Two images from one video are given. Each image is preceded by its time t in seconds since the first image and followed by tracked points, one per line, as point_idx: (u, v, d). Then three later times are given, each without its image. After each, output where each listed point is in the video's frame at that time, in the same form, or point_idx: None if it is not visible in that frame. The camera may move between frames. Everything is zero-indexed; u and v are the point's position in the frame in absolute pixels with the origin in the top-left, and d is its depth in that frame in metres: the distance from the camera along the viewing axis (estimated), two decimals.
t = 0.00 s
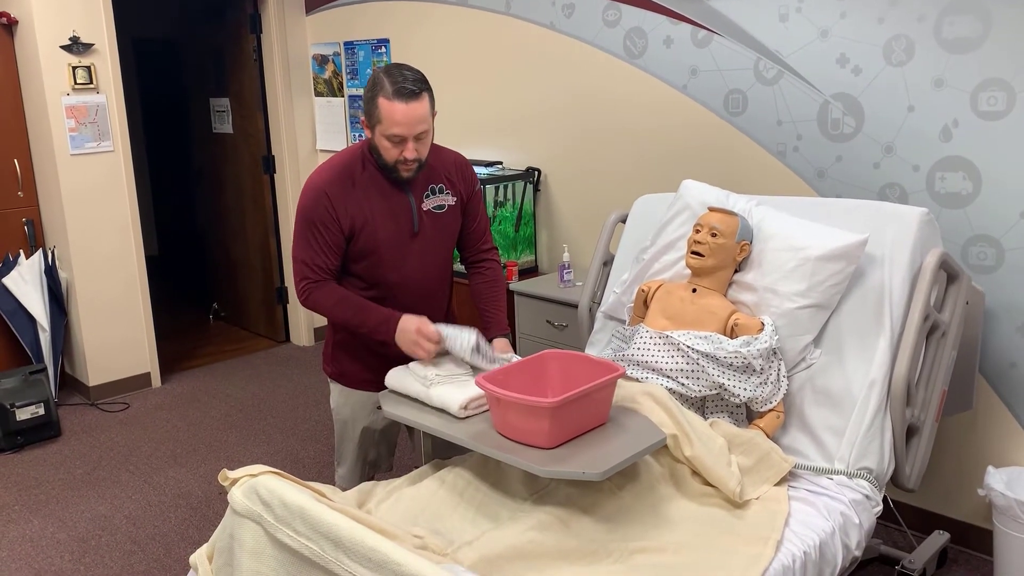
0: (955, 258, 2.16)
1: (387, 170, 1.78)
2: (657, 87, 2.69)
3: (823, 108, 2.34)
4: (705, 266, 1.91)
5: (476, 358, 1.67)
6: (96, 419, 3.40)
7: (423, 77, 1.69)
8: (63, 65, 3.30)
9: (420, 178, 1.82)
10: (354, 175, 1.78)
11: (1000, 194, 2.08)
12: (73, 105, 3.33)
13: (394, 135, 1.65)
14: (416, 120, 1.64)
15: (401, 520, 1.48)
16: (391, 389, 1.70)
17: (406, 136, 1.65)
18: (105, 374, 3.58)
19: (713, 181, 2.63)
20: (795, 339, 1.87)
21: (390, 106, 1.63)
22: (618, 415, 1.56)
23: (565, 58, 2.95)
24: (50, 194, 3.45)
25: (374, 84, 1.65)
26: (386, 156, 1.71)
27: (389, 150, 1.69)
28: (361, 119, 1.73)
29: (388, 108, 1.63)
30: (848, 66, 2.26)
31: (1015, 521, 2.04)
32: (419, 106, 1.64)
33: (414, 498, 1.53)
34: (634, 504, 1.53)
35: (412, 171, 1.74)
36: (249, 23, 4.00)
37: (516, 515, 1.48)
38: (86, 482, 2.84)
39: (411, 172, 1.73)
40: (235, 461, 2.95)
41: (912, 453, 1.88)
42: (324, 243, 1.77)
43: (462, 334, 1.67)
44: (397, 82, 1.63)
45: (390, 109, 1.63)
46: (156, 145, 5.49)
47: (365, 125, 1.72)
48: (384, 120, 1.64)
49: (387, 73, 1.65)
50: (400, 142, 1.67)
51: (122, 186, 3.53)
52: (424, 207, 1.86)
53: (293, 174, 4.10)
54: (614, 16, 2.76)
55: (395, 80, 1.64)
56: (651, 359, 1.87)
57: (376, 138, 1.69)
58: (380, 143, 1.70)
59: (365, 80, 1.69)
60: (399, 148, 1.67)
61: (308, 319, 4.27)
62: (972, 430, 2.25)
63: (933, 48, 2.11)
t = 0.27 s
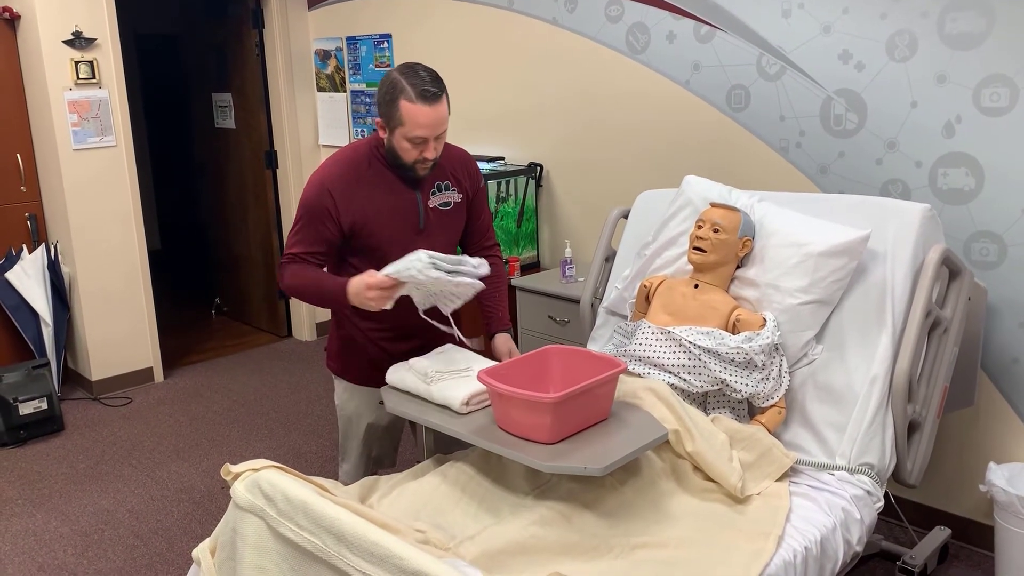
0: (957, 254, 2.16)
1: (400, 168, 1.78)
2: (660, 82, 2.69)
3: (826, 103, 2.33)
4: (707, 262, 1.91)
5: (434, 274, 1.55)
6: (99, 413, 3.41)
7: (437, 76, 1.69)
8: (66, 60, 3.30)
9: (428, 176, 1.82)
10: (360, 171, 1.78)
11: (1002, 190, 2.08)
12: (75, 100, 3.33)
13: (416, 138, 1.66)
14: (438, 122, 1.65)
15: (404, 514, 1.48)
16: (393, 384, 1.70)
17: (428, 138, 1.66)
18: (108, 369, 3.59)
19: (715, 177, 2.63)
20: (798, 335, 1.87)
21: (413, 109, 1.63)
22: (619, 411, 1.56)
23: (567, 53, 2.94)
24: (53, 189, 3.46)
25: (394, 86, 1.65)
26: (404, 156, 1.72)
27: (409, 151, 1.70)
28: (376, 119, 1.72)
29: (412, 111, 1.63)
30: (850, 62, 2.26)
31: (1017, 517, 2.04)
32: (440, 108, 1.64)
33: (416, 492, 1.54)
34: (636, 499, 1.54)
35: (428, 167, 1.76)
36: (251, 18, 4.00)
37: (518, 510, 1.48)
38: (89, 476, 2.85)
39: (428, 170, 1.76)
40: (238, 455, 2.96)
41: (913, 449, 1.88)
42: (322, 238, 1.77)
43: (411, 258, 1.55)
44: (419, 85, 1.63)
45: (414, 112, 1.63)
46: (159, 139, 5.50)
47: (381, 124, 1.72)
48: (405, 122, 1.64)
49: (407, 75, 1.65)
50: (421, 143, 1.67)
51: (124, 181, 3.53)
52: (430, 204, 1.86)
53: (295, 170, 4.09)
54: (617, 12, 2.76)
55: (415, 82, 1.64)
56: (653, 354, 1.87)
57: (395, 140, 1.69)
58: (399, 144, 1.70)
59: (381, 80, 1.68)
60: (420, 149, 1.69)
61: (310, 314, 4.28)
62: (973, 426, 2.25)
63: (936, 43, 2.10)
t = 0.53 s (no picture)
0: (959, 251, 2.15)
1: (406, 167, 1.78)
2: (662, 79, 2.68)
3: (829, 101, 2.33)
4: (709, 259, 1.91)
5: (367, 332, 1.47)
6: (101, 409, 3.42)
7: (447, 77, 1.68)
8: (68, 56, 3.30)
9: (433, 175, 1.82)
10: (365, 170, 1.78)
11: (1005, 187, 2.07)
12: (77, 96, 3.33)
13: (422, 139, 1.66)
14: (446, 124, 1.64)
15: (405, 510, 1.48)
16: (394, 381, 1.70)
17: (434, 139, 1.65)
18: (110, 365, 3.59)
19: (717, 174, 2.63)
20: (800, 332, 1.87)
21: (421, 111, 1.62)
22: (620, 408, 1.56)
23: (569, 50, 2.94)
24: (55, 185, 3.46)
25: (403, 87, 1.64)
26: (409, 156, 1.72)
27: (413, 151, 1.69)
28: (384, 118, 1.71)
29: (420, 113, 1.62)
30: (853, 59, 2.26)
31: (1018, 515, 2.04)
32: (449, 111, 1.64)
33: (416, 489, 1.54)
34: (637, 496, 1.54)
35: (430, 169, 1.76)
36: (253, 15, 4.00)
37: (519, 507, 1.49)
38: (91, 472, 2.85)
39: (430, 171, 1.76)
40: (239, 452, 2.96)
41: (915, 446, 1.88)
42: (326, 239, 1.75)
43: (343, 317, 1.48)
44: (429, 87, 1.62)
45: (422, 115, 1.62)
46: (160, 136, 5.50)
47: (388, 123, 1.71)
48: (412, 123, 1.64)
49: (416, 76, 1.64)
50: (426, 144, 1.67)
51: (126, 177, 3.53)
52: (433, 202, 1.86)
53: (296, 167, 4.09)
54: (619, 8, 2.75)
55: (425, 83, 1.63)
56: (654, 351, 1.87)
57: (401, 140, 1.69)
58: (405, 144, 1.70)
59: (390, 79, 1.67)
60: (425, 150, 1.69)
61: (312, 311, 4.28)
62: (975, 424, 2.25)
63: (939, 41, 2.10)
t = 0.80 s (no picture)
0: (960, 250, 2.15)
1: (406, 168, 1.77)
2: (662, 78, 2.68)
3: (829, 99, 2.33)
4: (710, 258, 1.91)
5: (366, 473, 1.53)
6: (102, 407, 3.42)
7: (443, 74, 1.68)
8: (69, 54, 3.30)
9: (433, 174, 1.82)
10: (369, 170, 1.77)
11: (1006, 186, 2.07)
12: (78, 94, 3.33)
13: (422, 138, 1.65)
14: (446, 122, 1.64)
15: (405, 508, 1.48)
16: (394, 379, 1.70)
17: (434, 138, 1.65)
18: (110, 363, 3.60)
19: (717, 172, 2.63)
20: (800, 331, 1.86)
21: (421, 110, 1.62)
22: (620, 404, 1.57)
23: (570, 48, 2.94)
24: (56, 183, 3.46)
25: (400, 86, 1.64)
26: (409, 155, 1.71)
27: (413, 150, 1.69)
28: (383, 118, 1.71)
29: (420, 111, 1.62)
30: (854, 58, 2.25)
31: (1018, 514, 2.04)
32: (448, 108, 1.63)
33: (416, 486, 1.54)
34: (637, 494, 1.53)
35: (431, 167, 1.75)
36: (254, 12, 4.00)
37: (519, 505, 1.49)
38: (91, 470, 2.85)
39: (430, 169, 1.75)
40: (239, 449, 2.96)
41: (915, 445, 1.88)
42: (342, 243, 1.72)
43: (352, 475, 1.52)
44: (427, 84, 1.62)
45: (421, 113, 1.62)
46: (161, 134, 5.50)
47: (387, 123, 1.71)
48: (412, 122, 1.63)
49: (413, 74, 1.63)
50: (427, 143, 1.66)
51: (126, 175, 3.53)
52: (434, 201, 1.87)
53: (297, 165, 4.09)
54: (620, 7, 2.75)
55: (423, 81, 1.62)
56: (654, 350, 1.87)
57: (400, 139, 1.68)
58: (405, 144, 1.69)
59: (387, 78, 1.67)
60: (425, 148, 1.68)
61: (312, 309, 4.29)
62: (975, 423, 2.25)
63: (941, 39, 2.10)
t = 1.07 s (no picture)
0: (959, 250, 2.15)
1: (417, 164, 1.78)
2: (663, 77, 2.68)
3: (829, 99, 2.33)
4: (710, 257, 1.91)
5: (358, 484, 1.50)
6: (101, 405, 3.42)
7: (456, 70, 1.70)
8: (69, 51, 3.30)
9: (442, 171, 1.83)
10: (379, 167, 1.77)
11: (1006, 186, 2.07)
12: (78, 91, 3.33)
13: (438, 131, 1.67)
14: (462, 115, 1.66)
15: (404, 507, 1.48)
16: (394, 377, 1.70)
17: (450, 131, 1.66)
18: (110, 361, 3.59)
19: (717, 172, 2.63)
20: (800, 331, 1.87)
21: (437, 103, 1.63)
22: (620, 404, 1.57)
23: (570, 47, 2.94)
24: (55, 181, 3.46)
25: (416, 80, 1.65)
26: (424, 151, 1.72)
27: (429, 145, 1.70)
28: (398, 114, 1.72)
29: (436, 104, 1.64)
30: (854, 57, 2.25)
31: (1017, 514, 2.04)
32: (464, 101, 1.65)
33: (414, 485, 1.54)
34: (636, 493, 1.53)
35: (444, 163, 1.76)
36: (254, 11, 4.00)
37: (518, 504, 1.49)
38: (90, 468, 2.85)
39: (444, 165, 1.75)
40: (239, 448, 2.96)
41: (914, 445, 1.88)
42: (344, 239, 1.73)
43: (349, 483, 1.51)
44: (442, 78, 1.63)
45: (438, 106, 1.63)
46: (161, 132, 5.50)
47: (400, 119, 1.72)
48: (428, 116, 1.65)
49: (428, 68, 1.65)
50: (443, 137, 1.67)
51: (126, 173, 3.53)
52: (440, 199, 1.87)
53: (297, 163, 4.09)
54: (620, 6, 2.75)
55: (438, 75, 1.64)
56: (654, 349, 1.87)
57: (415, 134, 1.69)
58: (419, 138, 1.70)
59: (401, 74, 1.68)
60: (440, 143, 1.69)
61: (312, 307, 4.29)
62: (974, 423, 2.25)
63: (941, 39, 2.10)
